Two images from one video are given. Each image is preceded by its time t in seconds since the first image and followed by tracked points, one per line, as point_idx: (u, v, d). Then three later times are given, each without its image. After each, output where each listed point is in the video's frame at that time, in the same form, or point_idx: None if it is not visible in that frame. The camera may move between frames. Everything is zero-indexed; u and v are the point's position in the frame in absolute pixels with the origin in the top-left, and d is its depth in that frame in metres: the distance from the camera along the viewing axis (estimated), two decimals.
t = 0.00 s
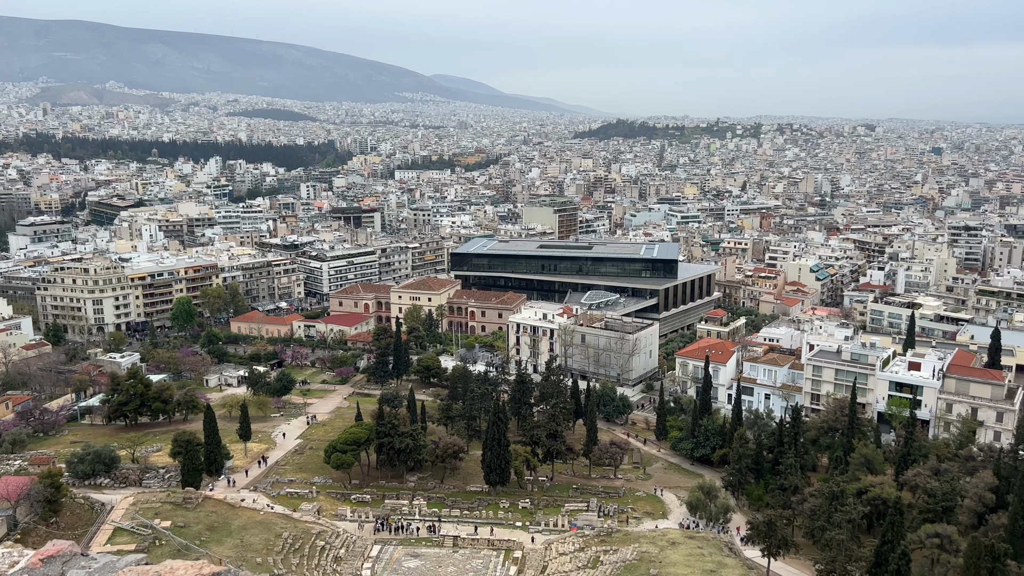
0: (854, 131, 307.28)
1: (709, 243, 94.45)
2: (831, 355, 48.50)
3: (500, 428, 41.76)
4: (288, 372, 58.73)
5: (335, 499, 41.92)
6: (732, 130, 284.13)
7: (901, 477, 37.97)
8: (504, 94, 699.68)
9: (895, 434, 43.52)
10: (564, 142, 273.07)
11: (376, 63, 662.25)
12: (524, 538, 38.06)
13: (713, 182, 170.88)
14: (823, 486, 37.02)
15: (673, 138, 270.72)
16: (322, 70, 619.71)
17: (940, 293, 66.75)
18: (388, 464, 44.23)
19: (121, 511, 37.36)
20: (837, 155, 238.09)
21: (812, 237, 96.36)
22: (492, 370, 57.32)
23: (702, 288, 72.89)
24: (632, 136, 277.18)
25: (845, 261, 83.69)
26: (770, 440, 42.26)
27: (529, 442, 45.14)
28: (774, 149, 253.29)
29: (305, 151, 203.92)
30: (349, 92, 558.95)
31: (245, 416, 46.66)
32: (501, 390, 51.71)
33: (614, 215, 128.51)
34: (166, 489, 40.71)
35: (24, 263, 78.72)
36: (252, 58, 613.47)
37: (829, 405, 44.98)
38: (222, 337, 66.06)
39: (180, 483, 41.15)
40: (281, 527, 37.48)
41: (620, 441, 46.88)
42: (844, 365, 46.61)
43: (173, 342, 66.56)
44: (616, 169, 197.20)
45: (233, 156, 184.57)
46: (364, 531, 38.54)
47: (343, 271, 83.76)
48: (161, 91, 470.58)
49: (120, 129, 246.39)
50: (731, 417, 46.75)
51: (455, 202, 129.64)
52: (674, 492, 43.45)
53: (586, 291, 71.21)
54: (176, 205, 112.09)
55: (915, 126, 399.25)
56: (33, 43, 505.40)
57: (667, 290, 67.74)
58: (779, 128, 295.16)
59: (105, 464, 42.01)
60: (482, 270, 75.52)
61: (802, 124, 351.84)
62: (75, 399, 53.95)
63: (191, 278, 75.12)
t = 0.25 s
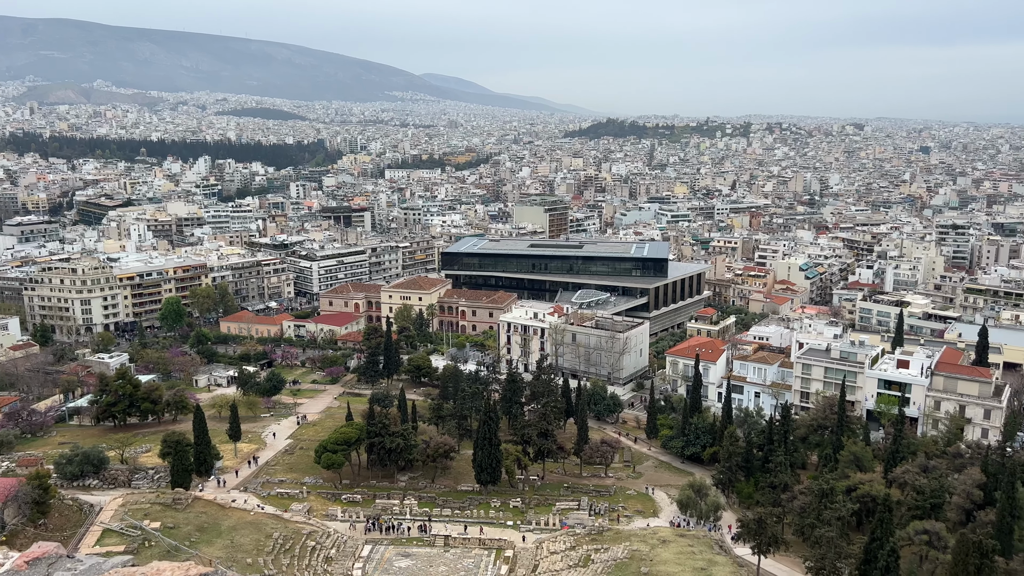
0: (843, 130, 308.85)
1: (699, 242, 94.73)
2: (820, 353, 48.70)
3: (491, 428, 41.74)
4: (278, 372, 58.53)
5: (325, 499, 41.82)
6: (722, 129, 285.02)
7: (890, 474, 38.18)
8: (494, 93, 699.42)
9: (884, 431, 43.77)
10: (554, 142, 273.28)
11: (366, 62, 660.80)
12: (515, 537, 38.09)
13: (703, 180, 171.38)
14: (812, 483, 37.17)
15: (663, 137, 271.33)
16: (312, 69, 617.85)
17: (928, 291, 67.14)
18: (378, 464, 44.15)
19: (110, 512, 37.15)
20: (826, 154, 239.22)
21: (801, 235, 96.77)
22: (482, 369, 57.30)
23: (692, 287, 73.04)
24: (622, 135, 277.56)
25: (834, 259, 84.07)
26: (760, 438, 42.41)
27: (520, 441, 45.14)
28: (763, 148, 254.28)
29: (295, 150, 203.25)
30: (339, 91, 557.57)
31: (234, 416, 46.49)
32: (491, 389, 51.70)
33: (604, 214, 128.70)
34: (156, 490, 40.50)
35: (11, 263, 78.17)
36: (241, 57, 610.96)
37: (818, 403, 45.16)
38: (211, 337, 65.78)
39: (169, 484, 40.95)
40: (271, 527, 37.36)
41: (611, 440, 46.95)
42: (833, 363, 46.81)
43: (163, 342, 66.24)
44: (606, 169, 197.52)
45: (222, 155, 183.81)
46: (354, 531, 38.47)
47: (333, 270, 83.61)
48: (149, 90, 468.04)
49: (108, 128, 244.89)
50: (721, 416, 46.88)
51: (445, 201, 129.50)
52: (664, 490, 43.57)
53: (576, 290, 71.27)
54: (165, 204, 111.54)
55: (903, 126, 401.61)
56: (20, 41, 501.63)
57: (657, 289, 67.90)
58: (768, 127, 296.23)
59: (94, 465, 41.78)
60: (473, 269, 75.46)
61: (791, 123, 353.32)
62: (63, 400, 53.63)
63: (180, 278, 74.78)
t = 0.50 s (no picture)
0: (830, 129, 310.40)
1: (688, 241, 95.01)
2: (808, 351, 48.94)
3: (481, 427, 41.72)
4: (266, 372, 58.28)
5: (314, 499, 41.70)
6: (710, 128, 285.93)
7: (877, 471, 38.41)
8: (484, 92, 698.97)
9: (872, 429, 44.02)
10: (543, 141, 273.44)
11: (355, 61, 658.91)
12: (505, 536, 38.10)
13: (692, 179, 171.87)
14: (801, 481, 37.34)
15: (651, 136, 271.94)
16: (301, 68, 615.64)
17: (915, 289, 67.58)
18: (368, 463, 44.05)
19: (97, 514, 36.92)
20: (813, 153, 240.43)
21: (789, 234, 97.17)
22: (472, 368, 57.25)
23: (681, 285, 73.27)
24: (611, 134, 277.85)
25: (822, 257, 84.49)
26: (748, 436, 42.56)
27: (510, 440, 45.15)
28: (751, 147, 255.23)
29: (283, 149, 202.44)
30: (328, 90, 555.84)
31: (223, 416, 46.28)
32: (481, 388, 51.68)
33: (594, 213, 128.84)
34: (144, 491, 40.28)
35: None
36: (229, 55, 607.96)
37: (807, 401, 45.38)
38: (199, 337, 65.45)
39: (157, 485, 40.72)
40: (260, 528, 37.23)
41: (601, 439, 47.00)
42: (821, 361, 47.04)
43: (150, 342, 65.88)
44: (595, 168, 197.80)
45: (209, 155, 182.87)
46: (344, 531, 38.37)
47: (322, 270, 83.40)
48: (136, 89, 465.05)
49: (94, 127, 243.03)
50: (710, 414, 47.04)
51: (434, 200, 129.30)
52: (654, 489, 43.68)
53: (566, 289, 71.34)
54: (152, 204, 110.90)
55: (890, 125, 404.16)
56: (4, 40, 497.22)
57: (646, 288, 68.09)
58: (757, 126, 297.37)
59: (81, 466, 41.50)
60: (462, 268, 75.37)
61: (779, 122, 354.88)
62: (49, 401, 53.25)
63: (167, 278, 74.37)
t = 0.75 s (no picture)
0: (818, 128, 311.84)
1: (677, 240, 95.31)
2: (796, 349, 49.17)
3: (471, 426, 41.71)
4: (255, 372, 58.05)
5: (303, 499, 41.56)
6: (698, 127, 286.78)
7: (865, 469, 38.63)
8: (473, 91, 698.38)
9: (859, 426, 44.25)
10: (532, 140, 273.47)
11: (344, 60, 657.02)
12: (494, 535, 38.09)
13: (680, 179, 172.30)
14: (789, 478, 37.52)
15: (640, 135, 272.47)
16: (289, 67, 613.36)
17: (902, 288, 68.01)
18: (357, 463, 43.96)
19: (84, 515, 36.67)
20: (801, 153, 241.68)
21: (778, 233, 97.59)
22: (462, 368, 57.19)
23: (670, 284, 73.49)
24: (600, 133, 278.16)
25: (810, 256, 84.91)
26: (737, 434, 42.72)
27: (500, 440, 45.16)
28: (739, 147, 256.16)
29: (271, 148, 201.69)
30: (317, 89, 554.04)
31: (211, 416, 46.07)
32: (471, 387, 51.64)
33: (583, 212, 129.01)
34: (131, 492, 40.02)
35: None
36: (217, 54, 604.93)
37: (795, 400, 45.60)
38: (187, 337, 65.10)
39: (145, 486, 40.47)
40: (248, 528, 37.10)
41: (590, 437, 47.04)
42: (809, 359, 47.27)
43: (137, 342, 65.51)
44: (584, 167, 198.03)
45: (197, 154, 181.98)
46: (333, 532, 38.27)
47: (311, 269, 83.21)
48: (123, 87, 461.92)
49: (79, 126, 241.22)
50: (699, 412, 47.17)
51: (424, 199, 129.17)
52: (643, 487, 43.76)
53: (555, 288, 71.41)
54: (139, 203, 110.22)
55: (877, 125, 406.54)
56: None
57: (635, 287, 68.26)
58: (745, 125, 298.29)
59: (67, 468, 41.23)
60: (451, 268, 75.29)
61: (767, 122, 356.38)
62: (35, 402, 52.85)
63: (155, 278, 73.94)
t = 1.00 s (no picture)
0: (807, 127, 312.98)
1: (667, 239, 95.54)
2: (786, 348, 49.37)
3: (462, 426, 41.69)
4: (245, 372, 57.84)
5: (294, 500, 41.45)
6: (688, 127, 287.41)
7: (854, 466, 38.86)
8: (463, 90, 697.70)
9: (848, 424, 44.50)
10: (523, 139, 273.62)
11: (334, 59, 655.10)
12: (485, 534, 38.09)
13: (670, 178, 172.78)
14: (779, 477, 37.67)
15: (630, 135, 272.97)
16: (279, 66, 611.21)
17: (890, 286, 68.36)
18: (348, 463, 43.88)
19: (73, 517, 36.44)
20: (791, 152, 242.70)
21: (767, 232, 97.97)
22: (453, 367, 57.14)
23: (660, 283, 73.68)
24: (590, 132, 278.42)
25: (799, 255, 85.26)
26: (727, 432, 42.87)
27: (491, 439, 45.17)
28: (729, 146, 257.03)
29: (261, 147, 200.98)
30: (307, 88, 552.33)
31: (201, 417, 45.86)
32: (462, 387, 51.63)
33: (573, 212, 129.14)
34: (121, 493, 39.82)
35: None
36: (206, 53, 602.08)
37: (784, 398, 45.79)
38: (176, 337, 64.80)
39: (134, 487, 40.28)
40: (239, 529, 36.95)
41: (581, 436, 47.10)
42: (798, 357, 47.48)
43: (126, 342, 65.16)
44: (575, 166, 198.21)
45: (185, 153, 181.16)
46: (324, 532, 38.18)
47: (301, 269, 82.98)
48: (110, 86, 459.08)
49: (67, 125, 239.67)
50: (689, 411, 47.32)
51: (414, 199, 129.00)
52: (634, 486, 43.85)
53: (546, 287, 71.50)
54: (127, 203, 109.63)
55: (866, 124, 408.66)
56: None
57: (626, 286, 68.41)
58: (735, 125, 299.26)
59: (55, 469, 40.96)
60: (442, 267, 75.21)
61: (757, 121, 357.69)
62: (22, 403, 52.49)
63: (143, 278, 73.58)
